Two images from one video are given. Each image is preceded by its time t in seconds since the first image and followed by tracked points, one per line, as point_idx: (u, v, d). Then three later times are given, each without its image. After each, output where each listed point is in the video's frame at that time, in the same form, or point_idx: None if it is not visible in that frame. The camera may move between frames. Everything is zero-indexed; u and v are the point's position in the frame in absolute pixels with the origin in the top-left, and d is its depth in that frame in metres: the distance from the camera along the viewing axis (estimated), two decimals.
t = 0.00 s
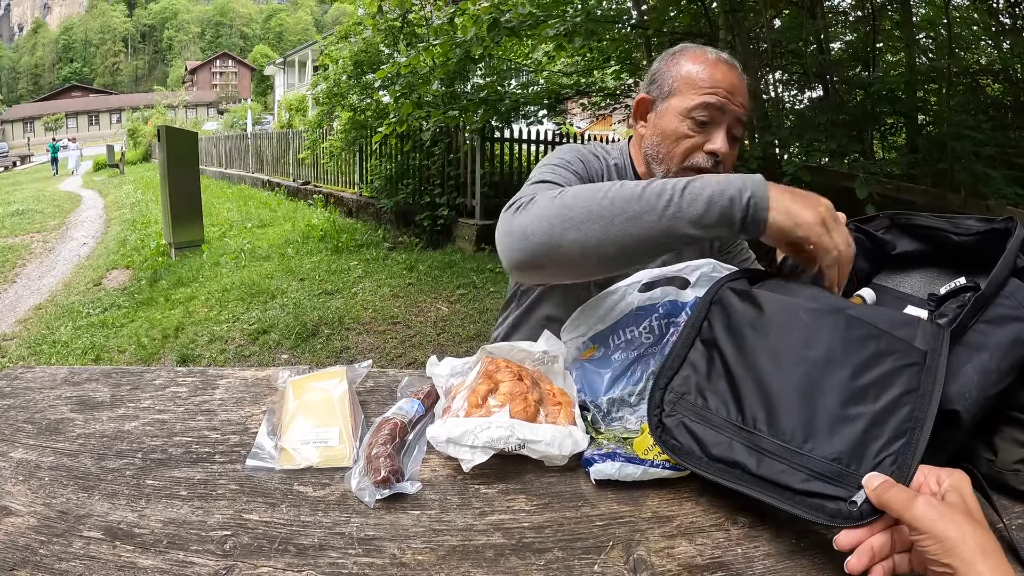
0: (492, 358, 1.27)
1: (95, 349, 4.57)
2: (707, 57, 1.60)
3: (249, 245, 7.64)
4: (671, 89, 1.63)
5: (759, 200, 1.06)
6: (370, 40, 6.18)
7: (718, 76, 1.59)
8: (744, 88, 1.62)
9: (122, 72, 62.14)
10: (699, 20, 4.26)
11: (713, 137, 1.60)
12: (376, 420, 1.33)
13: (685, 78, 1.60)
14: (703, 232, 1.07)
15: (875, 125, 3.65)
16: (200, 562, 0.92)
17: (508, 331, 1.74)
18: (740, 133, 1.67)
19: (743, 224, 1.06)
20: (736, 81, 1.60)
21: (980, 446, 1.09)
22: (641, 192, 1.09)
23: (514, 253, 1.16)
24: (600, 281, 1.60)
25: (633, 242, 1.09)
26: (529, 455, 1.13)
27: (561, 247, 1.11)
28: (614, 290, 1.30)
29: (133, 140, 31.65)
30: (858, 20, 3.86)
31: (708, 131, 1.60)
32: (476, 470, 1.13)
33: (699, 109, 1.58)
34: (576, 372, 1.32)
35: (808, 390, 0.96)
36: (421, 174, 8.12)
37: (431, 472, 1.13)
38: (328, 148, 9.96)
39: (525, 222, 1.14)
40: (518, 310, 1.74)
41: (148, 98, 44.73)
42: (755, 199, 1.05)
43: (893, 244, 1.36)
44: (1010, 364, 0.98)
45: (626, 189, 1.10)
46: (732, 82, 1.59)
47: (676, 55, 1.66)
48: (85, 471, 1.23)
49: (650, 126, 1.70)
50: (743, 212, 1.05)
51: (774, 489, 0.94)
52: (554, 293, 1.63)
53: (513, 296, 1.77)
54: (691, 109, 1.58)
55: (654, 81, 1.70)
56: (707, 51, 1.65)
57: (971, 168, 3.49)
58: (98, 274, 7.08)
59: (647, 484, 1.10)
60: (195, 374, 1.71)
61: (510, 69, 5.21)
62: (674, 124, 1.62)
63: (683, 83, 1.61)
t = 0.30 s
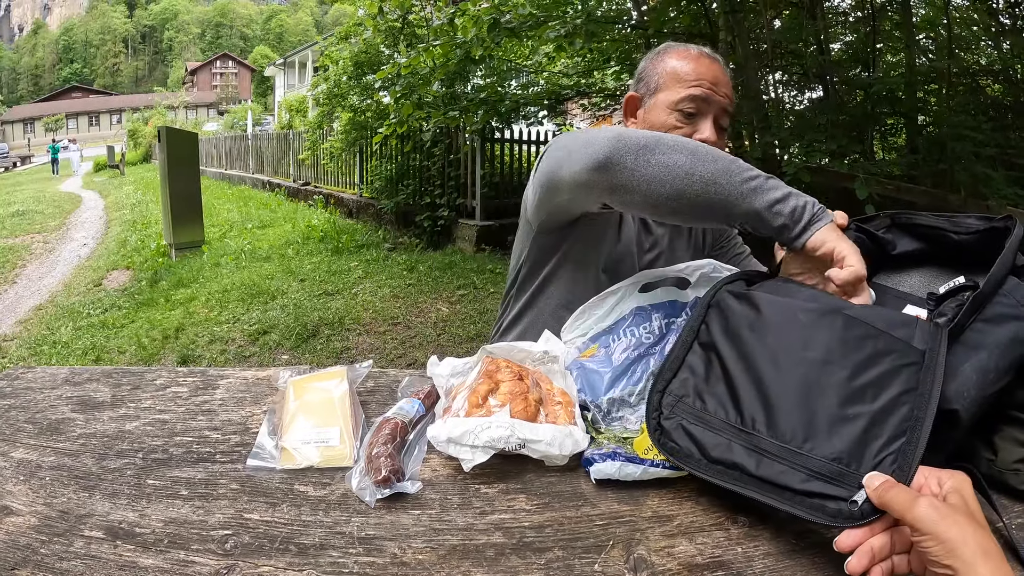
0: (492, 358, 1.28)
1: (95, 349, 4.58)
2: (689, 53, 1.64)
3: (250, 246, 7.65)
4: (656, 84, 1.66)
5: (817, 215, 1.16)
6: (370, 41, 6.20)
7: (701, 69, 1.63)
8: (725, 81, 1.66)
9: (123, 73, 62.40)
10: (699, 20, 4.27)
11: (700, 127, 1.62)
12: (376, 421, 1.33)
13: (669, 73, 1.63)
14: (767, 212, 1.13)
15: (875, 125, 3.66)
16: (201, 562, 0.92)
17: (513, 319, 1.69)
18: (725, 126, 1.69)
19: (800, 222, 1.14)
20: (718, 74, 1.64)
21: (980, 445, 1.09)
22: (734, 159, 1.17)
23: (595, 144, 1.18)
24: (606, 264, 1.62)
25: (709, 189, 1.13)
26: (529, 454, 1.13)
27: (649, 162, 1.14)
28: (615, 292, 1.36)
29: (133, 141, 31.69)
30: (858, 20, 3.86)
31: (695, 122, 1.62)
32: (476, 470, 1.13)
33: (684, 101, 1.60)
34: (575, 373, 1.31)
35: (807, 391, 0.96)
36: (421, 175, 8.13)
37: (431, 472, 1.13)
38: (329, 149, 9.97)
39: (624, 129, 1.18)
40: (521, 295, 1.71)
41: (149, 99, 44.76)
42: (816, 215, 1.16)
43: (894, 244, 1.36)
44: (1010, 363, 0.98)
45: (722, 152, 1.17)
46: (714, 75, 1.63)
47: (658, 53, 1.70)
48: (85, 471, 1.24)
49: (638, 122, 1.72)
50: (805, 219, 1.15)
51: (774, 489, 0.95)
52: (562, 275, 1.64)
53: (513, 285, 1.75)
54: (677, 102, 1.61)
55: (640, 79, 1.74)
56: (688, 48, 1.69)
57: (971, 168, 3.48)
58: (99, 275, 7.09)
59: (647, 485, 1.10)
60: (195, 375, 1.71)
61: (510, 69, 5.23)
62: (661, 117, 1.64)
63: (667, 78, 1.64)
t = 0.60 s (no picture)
0: (492, 358, 1.28)
1: (96, 350, 4.58)
2: (672, 51, 1.65)
3: (250, 246, 7.66)
4: (640, 83, 1.67)
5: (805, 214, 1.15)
6: (370, 42, 6.21)
7: (684, 66, 1.64)
8: (709, 75, 1.67)
9: (123, 74, 62.45)
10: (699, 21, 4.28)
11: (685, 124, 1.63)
12: (376, 420, 1.33)
13: (653, 70, 1.65)
14: (751, 214, 1.14)
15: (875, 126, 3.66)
16: (202, 561, 0.93)
17: (508, 321, 1.69)
18: (711, 121, 1.70)
19: (787, 222, 1.14)
20: (702, 71, 1.66)
21: (979, 445, 1.09)
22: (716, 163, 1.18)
23: (572, 165, 1.21)
24: (597, 264, 1.62)
25: (689, 199, 1.14)
26: (530, 454, 1.13)
27: (626, 173, 1.17)
28: (613, 293, 1.38)
29: (133, 142, 31.71)
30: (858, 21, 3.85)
31: (679, 118, 1.63)
32: (476, 470, 1.13)
33: (669, 98, 1.61)
34: (576, 373, 1.32)
35: (808, 394, 0.96)
36: (421, 176, 8.14)
37: (432, 471, 1.13)
38: (329, 149, 9.98)
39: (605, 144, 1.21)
40: (514, 296, 1.72)
41: (149, 99, 44.79)
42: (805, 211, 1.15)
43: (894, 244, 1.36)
44: (1008, 363, 0.98)
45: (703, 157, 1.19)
46: (698, 71, 1.64)
47: (641, 53, 1.72)
48: (87, 471, 1.24)
49: (624, 121, 1.73)
50: (791, 217, 1.15)
51: (775, 492, 0.94)
52: (553, 273, 1.64)
53: (507, 287, 1.76)
54: (662, 99, 1.62)
55: (624, 79, 1.75)
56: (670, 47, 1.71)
57: (971, 168, 3.46)
58: (99, 276, 7.09)
59: (647, 485, 1.10)
60: (196, 375, 1.71)
61: (510, 70, 5.24)
62: (645, 114, 1.65)
63: (651, 75, 1.65)
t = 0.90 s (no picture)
0: (492, 358, 1.28)
1: (96, 350, 4.58)
2: (651, 49, 1.66)
3: (250, 247, 7.66)
4: (619, 83, 1.69)
5: (782, 220, 1.13)
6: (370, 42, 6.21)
7: (663, 63, 1.65)
8: (689, 73, 1.67)
9: (123, 75, 62.47)
10: (699, 23, 4.27)
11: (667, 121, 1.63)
12: (376, 420, 1.33)
13: (632, 69, 1.66)
14: (725, 225, 1.13)
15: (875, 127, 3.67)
16: (203, 560, 0.93)
17: (498, 327, 1.70)
18: (693, 118, 1.70)
19: (765, 227, 1.13)
20: (682, 68, 1.66)
21: (978, 446, 1.10)
22: (685, 177, 1.14)
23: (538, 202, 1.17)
24: (584, 268, 1.62)
25: (662, 222, 1.12)
26: (530, 454, 1.14)
27: (590, 208, 1.13)
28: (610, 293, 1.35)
29: (134, 143, 31.72)
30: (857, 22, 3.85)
31: (660, 116, 1.63)
32: (476, 470, 1.14)
33: (649, 95, 1.62)
34: (575, 373, 1.32)
35: (810, 393, 0.96)
36: (421, 176, 8.15)
37: (432, 471, 1.13)
38: (329, 150, 9.99)
39: (568, 174, 1.15)
40: (503, 302, 1.73)
41: (149, 100, 44.82)
42: (786, 211, 1.13)
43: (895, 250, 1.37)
44: (1009, 367, 0.99)
45: (669, 171, 1.14)
46: (678, 68, 1.65)
47: (621, 54, 1.73)
48: (88, 470, 1.24)
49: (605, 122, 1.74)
50: (770, 220, 1.13)
51: (776, 492, 0.95)
52: (541, 279, 1.64)
53: (496, 294, 1.77)
54: (642, 96, 1.62)
55: (604, 80, 1.76)
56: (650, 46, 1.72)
57: (971, 169, 3.47)
58: (99, 276, 7.09)
59: (647, 484, 1.11)
60: (196, 375, 1.72)
61: (510, 71, 5.25)
62: (627, 113, 1.65)
63: (631, 74, 1.66)
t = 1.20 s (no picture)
0: (492, 359, 1.28)
1: (96, 351, 4.58)
2: (626, 47, 1.67)
3: (251, 248, 7.66)
4: (596, 82, 1.69)
5: (732, 304, 1.09)
6: (371, 44, 6.22)
7: (638, 60, 1.65)
8: (666, 68, 1.67)
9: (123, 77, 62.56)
10: (699, 24, 4.23)
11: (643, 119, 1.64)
12: (377, 420, 1.34)
13: (607, 67, 1.66)
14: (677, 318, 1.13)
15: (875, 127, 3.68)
16: (204, 559, 0.93)
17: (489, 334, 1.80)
18: (671, 113, 1.71)
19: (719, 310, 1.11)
20: (659, 63, 1.66)
21: (977, 446, 1.10)
22: (629, 278, 1.12)
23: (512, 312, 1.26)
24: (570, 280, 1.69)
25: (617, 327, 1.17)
26: (530, 454, 1.14)
27: (552, 323, 1.20)
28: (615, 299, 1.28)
29: (134, 144, 31.73)
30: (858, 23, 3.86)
31: (637, 114, 1.64)
32: (476, 470, 1.14)
33: (624, 94, 1.62)
34: (576, 374, 1.31)
35: (815, 416, 0.96)
36: (421, 178, 8.15)
37: (432, 471, 1.14)
38: (330, 152, 9.99)
39: (527, 293, 1.21)
40: (491, 312, 1.81)
41: (150, 101, 44.86)
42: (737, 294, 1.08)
43: (897, 253, 1.41)
44: (1010, 370, 0.99)
45: (614, 276, 1.13)
46: (654, 64, 1.65)
47: (597, 51, 1.73)
48: (88, 470, 1.25)
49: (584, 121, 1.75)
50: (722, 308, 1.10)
51: (788, 517, 0.95)
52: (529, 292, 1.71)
53: (488, 301, 1.83)
54: (618, 95, 1.63)
55: (582, 80, 1.77)
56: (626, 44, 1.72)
57: (972, 170, 3.45)
58: (99, 277, 7.10)
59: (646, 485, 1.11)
60: (197, 376, 1.72)
61: (510, 72, 5.25)
62: (603, 112, 1.67)
63: (606, 72, 1.67)
